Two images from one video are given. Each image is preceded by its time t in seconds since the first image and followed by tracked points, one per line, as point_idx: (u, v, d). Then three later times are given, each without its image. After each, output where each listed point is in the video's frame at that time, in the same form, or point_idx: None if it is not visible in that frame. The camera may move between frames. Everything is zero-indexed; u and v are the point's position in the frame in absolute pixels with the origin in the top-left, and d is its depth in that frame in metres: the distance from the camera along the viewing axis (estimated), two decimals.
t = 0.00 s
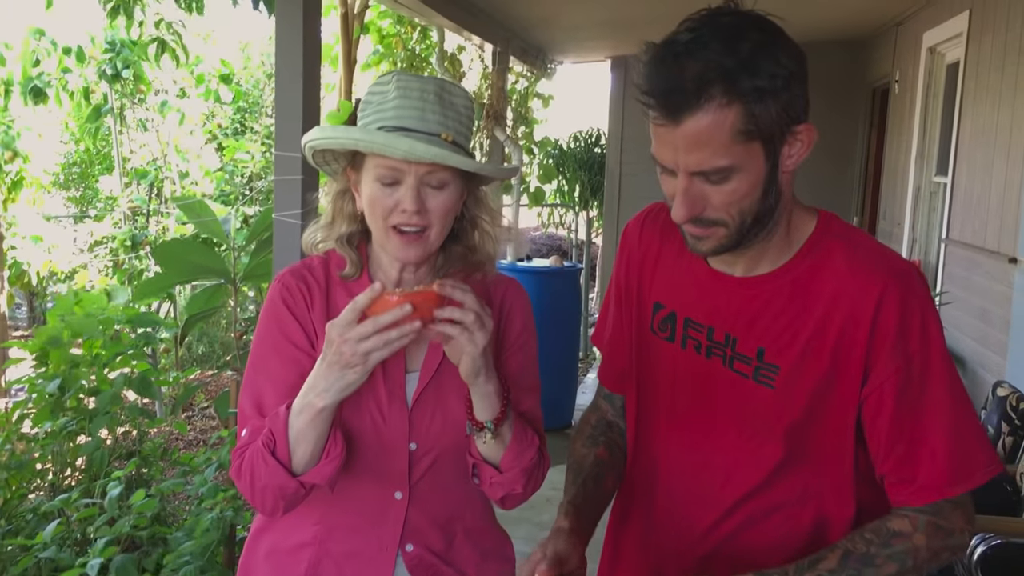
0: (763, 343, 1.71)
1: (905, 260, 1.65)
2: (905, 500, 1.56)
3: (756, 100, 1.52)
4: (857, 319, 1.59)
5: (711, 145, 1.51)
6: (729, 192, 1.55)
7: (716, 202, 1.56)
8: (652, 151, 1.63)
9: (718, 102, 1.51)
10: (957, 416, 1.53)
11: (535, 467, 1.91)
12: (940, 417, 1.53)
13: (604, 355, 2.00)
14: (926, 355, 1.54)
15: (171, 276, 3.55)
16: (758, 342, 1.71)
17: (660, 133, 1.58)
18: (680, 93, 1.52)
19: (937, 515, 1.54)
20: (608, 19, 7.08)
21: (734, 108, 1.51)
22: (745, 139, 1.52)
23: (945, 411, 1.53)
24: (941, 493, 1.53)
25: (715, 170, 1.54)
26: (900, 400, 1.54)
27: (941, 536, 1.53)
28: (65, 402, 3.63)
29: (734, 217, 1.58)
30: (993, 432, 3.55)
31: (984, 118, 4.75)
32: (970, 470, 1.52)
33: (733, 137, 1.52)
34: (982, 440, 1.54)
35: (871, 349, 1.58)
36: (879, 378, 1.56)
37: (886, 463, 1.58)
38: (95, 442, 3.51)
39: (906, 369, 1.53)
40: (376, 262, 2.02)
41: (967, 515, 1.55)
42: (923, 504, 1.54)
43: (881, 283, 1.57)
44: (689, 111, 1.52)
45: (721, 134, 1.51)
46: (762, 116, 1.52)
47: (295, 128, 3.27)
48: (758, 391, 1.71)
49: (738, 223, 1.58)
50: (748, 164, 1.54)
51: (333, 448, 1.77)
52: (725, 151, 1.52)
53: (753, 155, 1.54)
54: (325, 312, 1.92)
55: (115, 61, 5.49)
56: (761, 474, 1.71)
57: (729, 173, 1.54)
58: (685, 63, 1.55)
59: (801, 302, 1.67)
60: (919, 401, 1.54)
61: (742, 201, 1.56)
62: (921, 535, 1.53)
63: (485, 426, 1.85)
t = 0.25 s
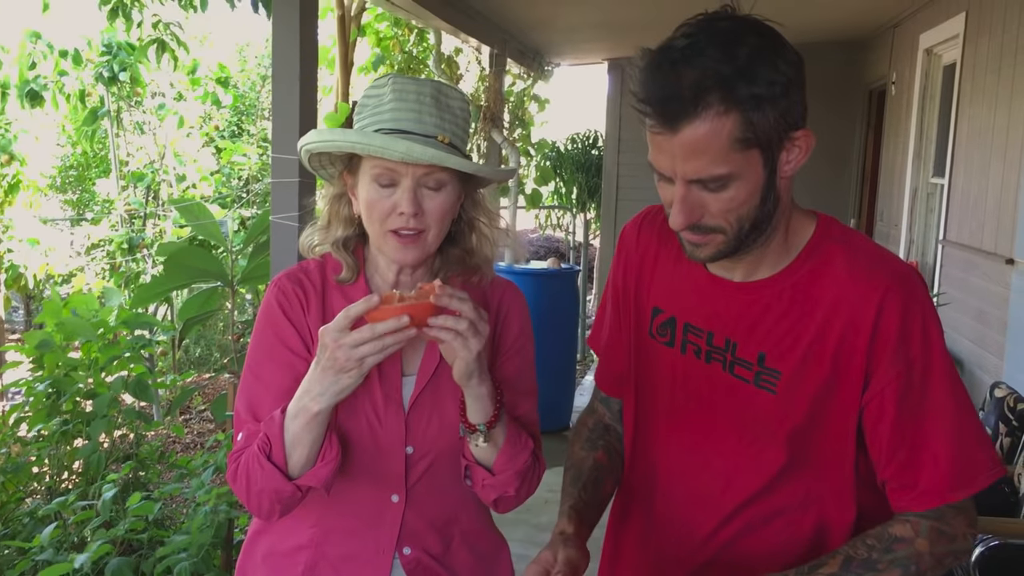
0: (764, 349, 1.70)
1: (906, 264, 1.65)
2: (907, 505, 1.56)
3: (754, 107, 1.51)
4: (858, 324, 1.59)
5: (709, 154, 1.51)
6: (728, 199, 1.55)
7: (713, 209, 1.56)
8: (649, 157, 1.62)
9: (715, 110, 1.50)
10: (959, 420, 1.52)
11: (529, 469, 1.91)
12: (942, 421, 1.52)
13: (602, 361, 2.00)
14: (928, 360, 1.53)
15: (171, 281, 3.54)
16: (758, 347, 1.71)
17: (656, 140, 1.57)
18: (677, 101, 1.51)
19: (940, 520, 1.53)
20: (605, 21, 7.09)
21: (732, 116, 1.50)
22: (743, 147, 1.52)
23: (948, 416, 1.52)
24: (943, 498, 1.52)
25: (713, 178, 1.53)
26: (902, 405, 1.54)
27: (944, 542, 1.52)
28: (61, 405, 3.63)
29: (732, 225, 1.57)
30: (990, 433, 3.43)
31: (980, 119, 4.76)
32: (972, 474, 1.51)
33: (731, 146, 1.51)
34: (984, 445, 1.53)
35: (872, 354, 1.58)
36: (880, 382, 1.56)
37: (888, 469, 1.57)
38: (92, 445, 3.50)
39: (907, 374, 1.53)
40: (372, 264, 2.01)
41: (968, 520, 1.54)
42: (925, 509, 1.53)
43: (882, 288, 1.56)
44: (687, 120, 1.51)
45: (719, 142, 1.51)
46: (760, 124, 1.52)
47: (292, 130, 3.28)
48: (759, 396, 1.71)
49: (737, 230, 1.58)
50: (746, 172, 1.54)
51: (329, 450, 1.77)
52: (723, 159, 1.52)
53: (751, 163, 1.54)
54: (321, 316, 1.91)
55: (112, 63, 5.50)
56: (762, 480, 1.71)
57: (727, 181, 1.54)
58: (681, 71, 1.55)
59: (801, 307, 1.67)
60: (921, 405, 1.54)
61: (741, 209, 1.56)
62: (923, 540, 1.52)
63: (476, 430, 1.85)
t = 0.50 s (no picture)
0: (765, 350, 1.71)
1: (905, 262, 1.65)
2: (912, 503, 1.55)
3: (752, 109, 1.51)
4: (859, 325, 1.59)
5: (708, 157, 1.51)
6: (728, 202, 1.55)
7: (713, 212, 1.56)
8: (648, 160, 1.62)
9: (714, 113, 1.50)
10: (963, 418, 1.52)
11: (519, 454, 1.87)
12: (945, 419, 1.52)
13: (599, 362, 2.00)
14: (930, 359, 1.54)
15: (168, 279, 3.54)
16: (759, 348, 1.71)
17: (654, 143, 1.57)
18: (675, 105, 1.51)
19: (947, 519, 1.52)
20: (603, 20, 7.09)
21: (730, 118, 1.50)
22: (742, 148, 1.52)
23: (950, 414, 1.52)
24: (949, 497, 1.52)
25: (713, 181, 1.53)
26: (905, 405, 1.54)
27: (952, 540, 1.51)
28: (60, 406, 3.63)
29: (731, 227, 1.58)
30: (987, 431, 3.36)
31: (978, 118, 4.76)
32: (977, 472, 1.51)
33: (731, 148, 1.51)
34: (988, 442, 1.53)
35: (874, 354, 1.58)
36: (883, 383, 1.56)
37: (893, 469, 1.57)
38: (90, 445, 3.50)
39: (909, 374, 1.53)
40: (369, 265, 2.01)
41: (976, 519, 1.53)
42: (931, 508, 1.53)
43: (882, 288, 1.57)
44: (685, 123, 1.51)
45: (718, 145, 1.51)
46: (759, 126, 1.52)
47: (290, 130, 3.27)
48: (761, 397, 1.71)
49: (737, 232, 1.58)
50: (746, 175, 1.54)
51: (333, 422, 1.77)
52: (722, 161, 1.52)
53: (750, 166, 1.54)
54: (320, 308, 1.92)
55: (109, 63, 5.50)
56: (764, 480, 1.72)
57: (727, 184, 1.54)
58: (679, 74, 1.55)
59: (802, 309, 1.67)
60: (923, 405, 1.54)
61: (741, 211, 1.57)
62: (931, 538, 1.51)
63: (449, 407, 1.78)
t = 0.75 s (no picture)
0: (768, 348, 1.71)
1: (908, 260, 1.65)
2: (915, 500, 1.55)
3: (758, 104, 1.51)
4: (862, 323, 1.59)
5: (717, 152, 1.50)
6: (737, 198, 1.54)
7: (723, 209, 1.55)
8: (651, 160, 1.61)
9: (720, 108, 1.50)
10: (966, 415, 1.52)
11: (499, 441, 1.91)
12: (948, 417, 1.52)
13: (601, 361, 2.00)
14: (933, 357, 1.54)
15: (163, 274, 3.54)
16: (762, 346, 1.71)
17: (657, 142, 1.57)
18: (681, 101, 1.51)
19: (950, 515, 1.51)
20: (602, 18, 7.08)
21: (736, 113, 1.50)
22: (749, 143, 1.51)
23: (954, 411, 1.52)
24: (952, 494, 1.51)
25: (721, 177, 1.52)
26: (908, 402, 1.54)
27: (955, 536, 1.51)
28: (59, 404, 3.62)
29: (741, 224, 1.56)
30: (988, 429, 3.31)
31: (978, 116, 4.76)
32: (981, 469, 1.50)
33: (738, 142, 1.51)
34: (991, 439, 1.53)
35: (876, 352, 1.58)
36: (885, 380, 1.56)
37: (895, 466, 1.57)
38: (89, 442, 3.49)
39: (912, 372, 1.53)
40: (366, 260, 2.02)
41: (979, 515, 1.53)
42: (934, 505, 1.52)
43: (885, 287, 1.57)
44: (692, 119, 1.50)
45: (726, 139, 1.50)
46: (764, 120, 1.52)
47: (290, 127, 3.27)
48: (763, 395, 1.71)
49: (746, 229, 1.57)
50: (754, 169, 1.53)
51: (348, 396, 1.84)
52: (730, 157, 1.51)
53: (757, 160, 1.53)
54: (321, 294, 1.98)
55: (108, 61, 5.49)
56: (767, 478, 1.72)
57: (734, 180, 1.53)
58: (681, 72, 1.54)
59: (804, 307, 1.67)
60: (926, 402, 1.54)
61: (749, 207, 1.55)
62: (934, 534, 1.51)
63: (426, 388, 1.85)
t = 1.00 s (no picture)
0: (772, 346, 1.71)
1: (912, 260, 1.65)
2: (918, 499, 1.55)
3: (758, 101, 1.51)
4: (865, 322, 1.59)
5: (718, 151, 1.50)
6: (739, 196, 1.54)
7: (725, 208, 1.55)
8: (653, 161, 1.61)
9: (720, 106, 1.50)
10: (970, 413, 1.52)
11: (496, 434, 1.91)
12: (951, 415, 1.52)
13: (604, 360, 2.00)
14: (937, 355, 1.54)
15: (163, 273, 3.55)
16: (766, 345, 1.71)
17: (658, 140, 1.57)
18: (681, 100, 1.51)
19: (954, 513, 1.52)
20: (602, 17, 7.08)
21: (736, 111, 1.50)
22: (750, 141, 1.51)
23: (957, 409, 1.52)
24: (955, 492, 1.51)
25: (723, 176, 1.52)
26: (911, 401, 1.54)
27: (959, 534, 1.51)
28: (58, 401, 3.62)
29: (744, 222, 1.56)
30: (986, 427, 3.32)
31: (978, 115, 4.76)
32: (984, 467, 1.50)
33: (738, 141, 1.51)
34: (994, 438, 1.53)
35: (880, 351, 1.58)
36: (889, 379, 1.56)
37: (899, 464, 1.57)
38: (88, 440, 3.49)
39: (915, 370, 1.54)
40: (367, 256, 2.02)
41: (983, 513, 1.53)
42: (937, 503, 1.52)
43: (889, 285, 1.57)
44: (692, 117, 1.50)
45: (727, 137, 1.50)
46: (765, 116, 1.52)
47: (290, 125, 3.27)
48: (767, 394, 1.71)
49: (749, 227, 1.57)
50: (755, 166, 1.53)
51: (349, 386, 1.83)
52: (731, 155, 1.51)
53: (758, 157, 1.53)
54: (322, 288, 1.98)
55: (108, 59, 5.49)
56: (770, 477, 1.72)
57: (736, 176, 1.52)
58: (680, 71, 1.54)
59: (808, 306, 1.67)
60: (929, 400, 1.54)
61: (752, 205, 1.55)
62: (938, 532, 1.51)
63: (427, 375, 1.86)
